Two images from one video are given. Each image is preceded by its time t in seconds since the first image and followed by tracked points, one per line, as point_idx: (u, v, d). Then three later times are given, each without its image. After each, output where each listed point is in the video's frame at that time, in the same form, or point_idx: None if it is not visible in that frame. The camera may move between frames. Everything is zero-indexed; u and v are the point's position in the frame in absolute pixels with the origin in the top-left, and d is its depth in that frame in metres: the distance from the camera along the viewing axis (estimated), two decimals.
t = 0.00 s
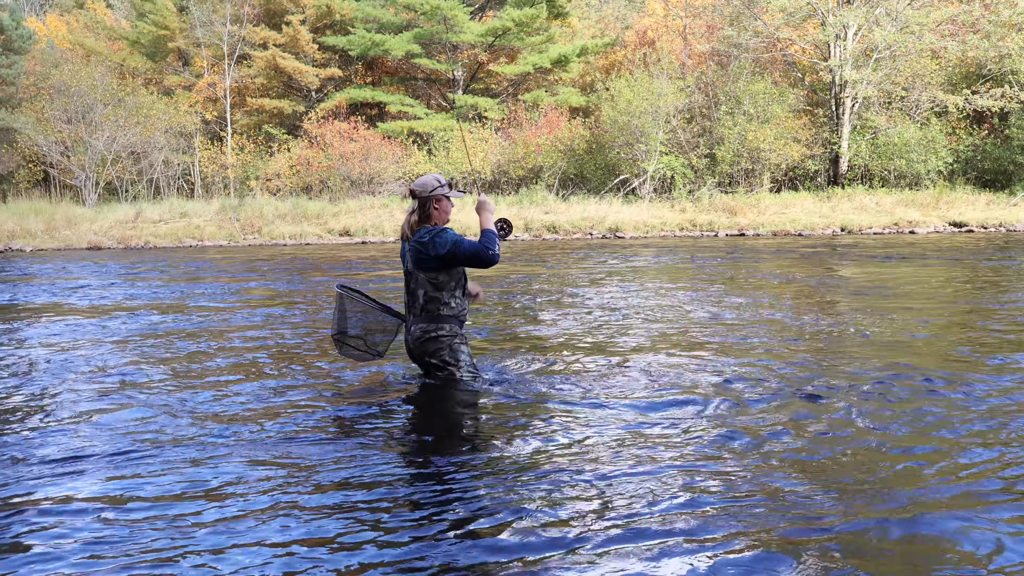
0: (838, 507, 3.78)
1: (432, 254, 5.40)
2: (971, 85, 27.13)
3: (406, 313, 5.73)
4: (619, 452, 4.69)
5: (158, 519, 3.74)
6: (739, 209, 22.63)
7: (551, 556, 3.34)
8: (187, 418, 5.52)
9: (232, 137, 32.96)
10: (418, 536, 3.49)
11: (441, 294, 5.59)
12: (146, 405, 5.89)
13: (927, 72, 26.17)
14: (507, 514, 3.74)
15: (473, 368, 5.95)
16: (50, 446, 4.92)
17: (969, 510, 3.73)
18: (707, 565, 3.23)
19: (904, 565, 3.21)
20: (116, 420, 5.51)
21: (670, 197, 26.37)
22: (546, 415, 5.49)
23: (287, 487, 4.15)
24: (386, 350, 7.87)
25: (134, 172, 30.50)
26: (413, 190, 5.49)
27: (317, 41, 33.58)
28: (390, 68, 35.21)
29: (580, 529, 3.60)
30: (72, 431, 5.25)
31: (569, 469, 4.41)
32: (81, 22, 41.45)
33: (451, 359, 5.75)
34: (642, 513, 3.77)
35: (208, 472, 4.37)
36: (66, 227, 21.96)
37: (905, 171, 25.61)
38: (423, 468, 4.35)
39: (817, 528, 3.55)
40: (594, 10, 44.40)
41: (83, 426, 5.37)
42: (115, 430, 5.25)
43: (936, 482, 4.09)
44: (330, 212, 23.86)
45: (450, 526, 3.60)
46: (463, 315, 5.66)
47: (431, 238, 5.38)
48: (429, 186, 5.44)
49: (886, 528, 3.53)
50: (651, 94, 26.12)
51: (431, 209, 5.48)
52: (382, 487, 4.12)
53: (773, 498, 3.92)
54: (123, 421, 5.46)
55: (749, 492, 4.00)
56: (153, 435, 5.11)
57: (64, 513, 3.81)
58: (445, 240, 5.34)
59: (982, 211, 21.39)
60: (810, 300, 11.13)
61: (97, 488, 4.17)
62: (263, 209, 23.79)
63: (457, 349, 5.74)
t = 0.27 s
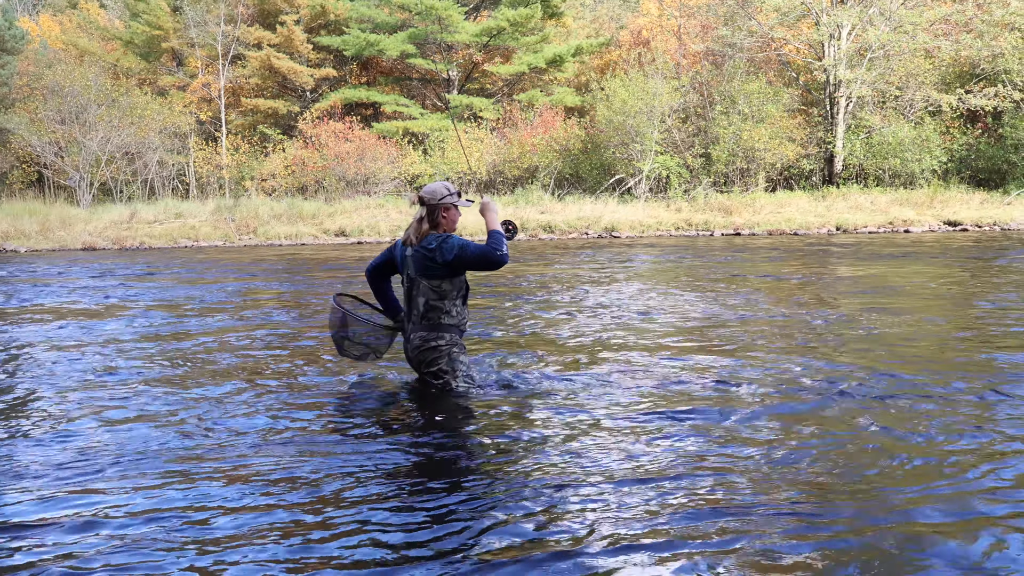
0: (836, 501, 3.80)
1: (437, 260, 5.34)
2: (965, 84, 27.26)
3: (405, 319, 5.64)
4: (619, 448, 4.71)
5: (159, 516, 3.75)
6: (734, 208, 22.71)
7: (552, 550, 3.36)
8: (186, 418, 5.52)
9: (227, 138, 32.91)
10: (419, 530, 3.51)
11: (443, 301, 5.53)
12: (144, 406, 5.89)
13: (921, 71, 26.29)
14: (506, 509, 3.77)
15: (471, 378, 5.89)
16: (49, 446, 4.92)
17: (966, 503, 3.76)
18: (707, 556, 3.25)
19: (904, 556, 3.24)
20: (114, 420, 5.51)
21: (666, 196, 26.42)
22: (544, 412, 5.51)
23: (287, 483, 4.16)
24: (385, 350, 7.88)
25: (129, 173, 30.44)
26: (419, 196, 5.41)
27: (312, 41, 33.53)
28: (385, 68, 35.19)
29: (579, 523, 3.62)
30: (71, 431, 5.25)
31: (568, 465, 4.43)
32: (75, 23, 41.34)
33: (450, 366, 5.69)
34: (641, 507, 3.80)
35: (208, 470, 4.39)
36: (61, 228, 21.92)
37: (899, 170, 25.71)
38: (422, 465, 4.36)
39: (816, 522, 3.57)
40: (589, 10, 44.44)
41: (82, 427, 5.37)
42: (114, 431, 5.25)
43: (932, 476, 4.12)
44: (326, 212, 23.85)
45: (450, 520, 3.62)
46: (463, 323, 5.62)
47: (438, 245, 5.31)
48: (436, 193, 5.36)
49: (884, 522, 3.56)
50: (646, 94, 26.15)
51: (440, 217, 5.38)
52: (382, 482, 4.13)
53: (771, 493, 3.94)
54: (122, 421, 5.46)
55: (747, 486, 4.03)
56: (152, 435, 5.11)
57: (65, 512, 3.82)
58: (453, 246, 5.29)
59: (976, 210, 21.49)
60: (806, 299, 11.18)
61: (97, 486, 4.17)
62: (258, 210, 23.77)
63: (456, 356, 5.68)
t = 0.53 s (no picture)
0: (846, 508, 3.79)
1: (459, 269, 5.20)
2: (974, 80, 27.11)
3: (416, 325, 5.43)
4: (623, 451, 4.69)
5: (164, 522, 3.75)
6: (742, 207, 22.62)
7: (556, 556, 3.36)
8: (193, 420, 5.51)
9: (234, 139, 32.98)
10: (427, 536, 3.52)
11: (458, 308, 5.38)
12: (151, 408, 5.88)
13: (930, 68, 26.15)
14: (513, 515, 3.75)
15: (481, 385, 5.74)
16: (56, 449, 4.92)
17: (977, 510, 3.73)
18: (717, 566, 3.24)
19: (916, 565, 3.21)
20: (123, 422, 5.52)
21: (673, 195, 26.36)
22: (551, 414, 5.49)
23: (293, 489, 4.16)
24: (391, 351, 7.85)
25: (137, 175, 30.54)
26: (438, 203, 5.18)
27: (319, 42, 33.57)
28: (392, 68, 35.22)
29: (585, 530, 3.61)
30: (78, 434, 5.24)
31: (573, 469, 4.42)
32: (82, 25, 41.47)
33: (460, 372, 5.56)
34: (647, 514, 3.78)
35: (214, 475, 4.37)
36: (70, 230, 22.01)
37: (908, 167, 25.55)
38: (428, 469, 4.36)
39: (827, 531, 3.54)
40: (596, 9, 44.34)
41: (90, 429, 5.37)
42: (120, 433, 5.25)
43: (941, 482, 4.09)
44: (333, 213, 23.88)
45: (456, 528, 3.61)
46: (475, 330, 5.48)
47: (462, 254, 5.17)
48: (458, 200, 5.17)
49: (896, 531, 3.52)
50: (653, 93, 26.06)
51: (460, 225, 5.18)
52: (386, 488, 4.12)
53: (782, 499, 3.91)
54: (130, 423, 5.47)
55: (757, 492, 4.01)
56: (159, 437, 5.11)
57: (73, 516, 3.82)
58: (479, 255, 5.16)
59: (986, 207, 21.36)
60: (815, 297, 11.12)
61: (103, 491, 4.17)
62: (266, 211, 23.80)
63: (469, 362, 5.56)
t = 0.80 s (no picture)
0: (853, 509, 3.74)
1: (464, 272, 5.00)
2: (971, 80, 27.14)
3: (419, 330, 5.26)
4: (624, 453, 4.66)
5: (163, 525, 3.71)
6: (740, 207, 22.63)
7: (559, 559, 3.32)
8: (191, 424, 5.48)
9: (232, 141, 32.98)
10: (424, 535, 3.52)
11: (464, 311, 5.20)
12: (149, 412, 5.84)
13: (927, 68, 26.18)
14: (516, 515, 3.75)
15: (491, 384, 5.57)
16: (54, 454, 4.88)
17: (985, 510, 3.69)
18: (723, 568, 3.20)
19: (924, 566, 3.17)
20: (121, 426, 5.48)
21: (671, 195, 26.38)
22: (550, 416, 5.46)
23: (292, 492, 4.12)
24: (390, 353, 7.81)
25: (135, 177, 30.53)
26: (440, 203, 4.95)
27: (316, 44, 33.57)
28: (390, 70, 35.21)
29: (589, 533, 3.56)
30: (75, 439, 5.21)
31: (574, 471, 4.38)
32: (80, 28, 41.48)
33: (466, 377, 5.39)
34: (650, 516, 3.74)
35: (213, 480, 4.34)
36: (68, 233, 21.98)
37: (905, 167, 25.58)
38: (428, 471, 4.32)
39: (835, 533, 3.49)
40: (593, 10, 44.35)
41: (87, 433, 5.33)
42: (118, 438, 5.21)
43: (947, 483, 4.05)
44: (331, 214, 23.88)
45: (457, 530, 3.57)
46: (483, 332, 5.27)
47: (467, 256, 4.96)
48: (462, 200, 4.92)
49: (904, 532, 3.48)
50: (651, 93, 26.07)
51: (465, 226, 4.96)
52: (386, 490, 4.08)
53: (787, 500, 3.87)
54: (127, 428, 5.43)
55: (761, 493, 3.97)
56: (157, 442, 5.08)
57: (71, 521, 3.79)
58: (484, 256, 4.94)
59: (983, 206, 21.38)
60: (812, 297, 11.14)
61: (101, 495, 4.13)
62: (264, 213, 23.76)
63: (474, 367, 5.38)
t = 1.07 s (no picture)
0: (854, 511, 3.71)
1: (464, 267, 4.99)
2: (970, 80, 27.15)
3: (419, 331, 5.21)
4: (622, 453, 4.65)
5: (158, 527, 3.70)
6: (740, 207, 22.62)
7: (557, 559, 3.29)
8: (189, 426, 5.47)
9: (231, 142, 32.97)
10: (422, 536, 3.51)
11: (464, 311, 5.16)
12: (146, 415, 5.83)
13: (926, 67, 26.18)
14: (515, 515, 3.74)
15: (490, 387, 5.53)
16: (50, 457, 4.88)
17: (987, 512, 3.67)
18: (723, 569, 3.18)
19: (924, 565, 3.17)
20: (118, 428, 5.48)
21: (671, 196, 26.38)
22: (549, 417, 5.45)
23: (289, 493, 4.11)
24: (389, 353, 7.80)
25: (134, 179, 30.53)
26: (439, 198, 4.98)
27: (315, 45, 33.56)
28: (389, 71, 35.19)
29: (587, 534, 3.54)
30: (72, 441, 5.20)
31: (574, 472, 4.36)
32: (79, 30, 41.48)
33: (465, 379, 5.34)
34: (649, 516, 3.71)
35: (209, 481, 4.33)
36: (67, 235, 21.98)
37: (905, 167, 25.56)
38: (426, 472, 4.30)
39: (837, 534, 3.46)
40: (592, 11, 44.35)
41: (84, 436, 5.33)
42: (115, 440, 5.21)
43: (948, 483, 4.03)
44: (330, 215, 23.86)
45: (455, 531, 3.54)
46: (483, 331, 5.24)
47: (467, 249, 4.96)
48: (459, 193, 5.00)
49: (907, 534, 3.45)
50: (650, 94, 26.06)
51: (463, 220, 5.01)
52: (383, 492, 4.07)
53: (787, 501, 3.84)
54: (125, 430, 5.42)
55: (762, 494, 3.94)
56: (155, 444, 5.07)
57: (66, 524, 3.78)
58: (484, 249, 4.93)
59: (983, 205, 21.37)
60: (812, 296, 11.14)
61: (97, 498, 4.12)
62: (263, 214, 23.75)
63: (474, 369, 5.34)
